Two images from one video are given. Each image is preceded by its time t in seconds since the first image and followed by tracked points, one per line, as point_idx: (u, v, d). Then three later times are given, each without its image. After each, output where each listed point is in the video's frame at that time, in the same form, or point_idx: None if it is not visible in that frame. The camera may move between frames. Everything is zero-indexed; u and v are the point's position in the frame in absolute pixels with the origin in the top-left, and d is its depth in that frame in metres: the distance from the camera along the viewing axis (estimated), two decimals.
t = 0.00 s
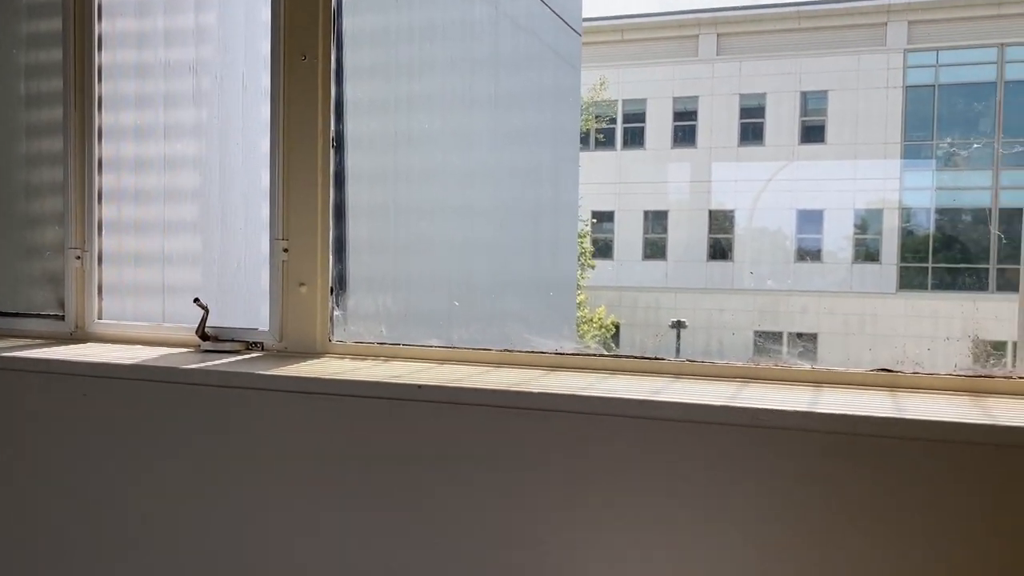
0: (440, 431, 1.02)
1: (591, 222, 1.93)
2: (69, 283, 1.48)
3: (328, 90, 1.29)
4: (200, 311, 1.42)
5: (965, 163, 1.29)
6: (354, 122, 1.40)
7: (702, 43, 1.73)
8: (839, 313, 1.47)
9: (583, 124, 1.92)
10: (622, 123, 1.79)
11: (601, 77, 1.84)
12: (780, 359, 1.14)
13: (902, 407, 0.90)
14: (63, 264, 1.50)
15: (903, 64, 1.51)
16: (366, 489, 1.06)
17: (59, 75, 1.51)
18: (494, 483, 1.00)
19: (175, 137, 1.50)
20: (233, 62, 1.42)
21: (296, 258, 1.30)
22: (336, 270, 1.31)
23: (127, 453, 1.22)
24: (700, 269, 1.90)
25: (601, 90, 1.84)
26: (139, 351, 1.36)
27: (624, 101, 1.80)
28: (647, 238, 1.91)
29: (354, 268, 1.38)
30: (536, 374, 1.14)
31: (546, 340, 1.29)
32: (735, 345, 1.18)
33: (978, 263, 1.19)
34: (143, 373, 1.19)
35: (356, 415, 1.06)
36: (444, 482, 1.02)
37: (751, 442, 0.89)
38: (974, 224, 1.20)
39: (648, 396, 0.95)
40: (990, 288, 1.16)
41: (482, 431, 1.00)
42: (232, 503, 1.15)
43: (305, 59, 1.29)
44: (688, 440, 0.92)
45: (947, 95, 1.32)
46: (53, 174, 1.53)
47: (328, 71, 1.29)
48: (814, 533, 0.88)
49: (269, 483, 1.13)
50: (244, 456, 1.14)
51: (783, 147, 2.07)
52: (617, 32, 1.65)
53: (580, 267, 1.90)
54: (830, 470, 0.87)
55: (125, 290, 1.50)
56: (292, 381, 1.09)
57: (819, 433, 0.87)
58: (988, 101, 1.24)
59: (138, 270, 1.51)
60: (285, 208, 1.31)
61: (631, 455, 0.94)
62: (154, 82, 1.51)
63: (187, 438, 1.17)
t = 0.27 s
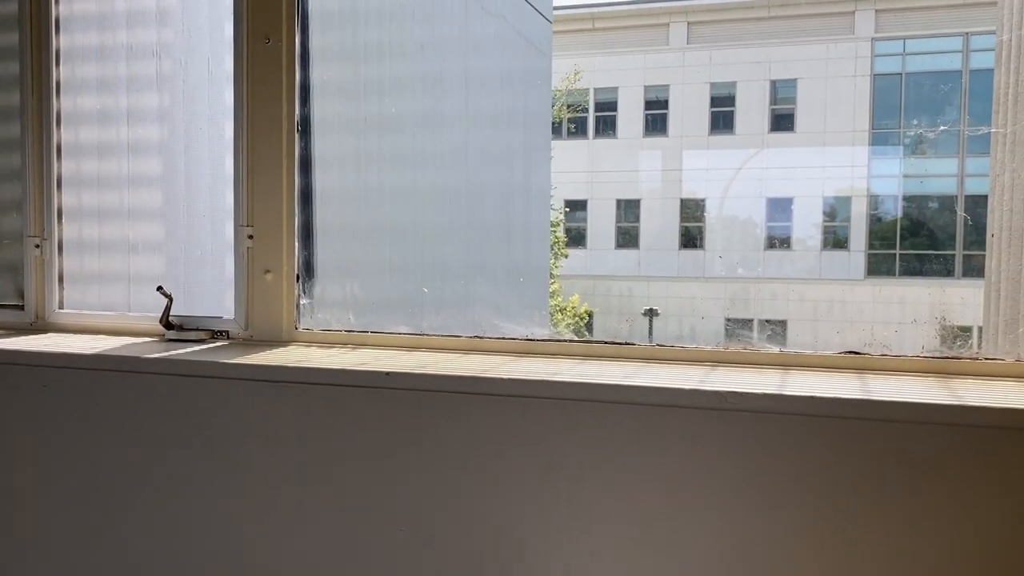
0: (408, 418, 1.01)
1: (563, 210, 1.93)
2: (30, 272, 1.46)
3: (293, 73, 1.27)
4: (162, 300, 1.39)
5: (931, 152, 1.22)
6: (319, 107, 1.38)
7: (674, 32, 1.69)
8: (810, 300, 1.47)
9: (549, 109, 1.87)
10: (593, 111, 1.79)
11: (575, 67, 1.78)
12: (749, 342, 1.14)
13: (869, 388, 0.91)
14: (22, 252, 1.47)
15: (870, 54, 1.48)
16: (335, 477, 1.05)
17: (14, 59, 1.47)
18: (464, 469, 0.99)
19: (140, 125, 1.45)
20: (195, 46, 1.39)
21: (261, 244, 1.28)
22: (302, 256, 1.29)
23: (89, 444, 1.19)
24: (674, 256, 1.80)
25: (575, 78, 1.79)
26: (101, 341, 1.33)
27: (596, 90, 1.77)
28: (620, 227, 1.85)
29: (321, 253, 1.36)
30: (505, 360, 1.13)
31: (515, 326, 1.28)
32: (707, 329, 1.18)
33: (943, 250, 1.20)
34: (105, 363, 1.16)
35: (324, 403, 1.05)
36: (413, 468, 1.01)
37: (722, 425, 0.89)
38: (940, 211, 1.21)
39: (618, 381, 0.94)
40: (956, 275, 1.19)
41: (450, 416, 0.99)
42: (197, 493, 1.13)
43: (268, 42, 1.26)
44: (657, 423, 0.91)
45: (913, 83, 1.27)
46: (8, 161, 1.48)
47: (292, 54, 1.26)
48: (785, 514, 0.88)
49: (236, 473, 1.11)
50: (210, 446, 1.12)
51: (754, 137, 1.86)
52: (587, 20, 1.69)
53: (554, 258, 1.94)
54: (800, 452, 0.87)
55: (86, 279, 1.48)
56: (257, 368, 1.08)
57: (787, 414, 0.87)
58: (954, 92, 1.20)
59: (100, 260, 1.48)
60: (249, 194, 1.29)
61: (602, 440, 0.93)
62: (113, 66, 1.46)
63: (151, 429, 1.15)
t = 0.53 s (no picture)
0: (389, 424, 1.01)
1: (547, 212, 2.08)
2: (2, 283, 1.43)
3: (269, 79, 1.26)
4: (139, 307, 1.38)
5: (906, 151, 1.27)
6: (296, 111, 1.38)
7: (651, 36, 1.71)
8: (789, 299, 1.47)
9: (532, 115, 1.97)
10: (571, 114, 1.91)
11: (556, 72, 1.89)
12: (727, 342, 1.15)
13: (846, 387, 0.92)
14: None
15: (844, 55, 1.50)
16: (318, 483, 1.05)
17: None
18: (445, 474, 0.99)
19: (114, 131, 1.44)
20: (171, 52, 1.38)
21: (239, 251, 1.27)
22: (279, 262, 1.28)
23: (68, 455, 1.18)
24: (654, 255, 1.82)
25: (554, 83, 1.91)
26: (77, 349, 1.31)
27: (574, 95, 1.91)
28: (600, 229, 1.94)
29: (299, 258, 1.35)
30: (486, 363, 1.13)
31: (495, 329, 1.28)
32: (687, 332, 1.19)
33: (920, 247, 1.23)
34: (82, 372, 1.15)
35: (305, 409, 1.04)
36: (394, 474, 1.01)
37: (703, 426, 0.90)
38: (916, 210, 1.24)
39: (599, 383, 0.94)
40: (932, 272, 1.21)
41: (432, 421, 0.99)
42: (177, 502, 1.12)
43: (244, 48, 1.26)
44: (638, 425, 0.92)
45: (888, 85, 1.34)
46: None
47: (268, 59, 1.26)
48: (767, 514, 0.89)
49: (217, 482, 1.10)
50: (191, 455, 1.11)
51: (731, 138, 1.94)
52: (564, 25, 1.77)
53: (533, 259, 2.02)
54: (781, 451, 0.87)
55: (62, 288, 1.46)
56: (236, 375, 1.07)
57: (765, 414, 0.88)
58: (931, 94, 1.23)
59: (76, 268, 1.46)
60: (225, 201, 1.28)
61: (585, 442, 0.94)
62: (88, 72, 1.45)
63: (130, 438, 1.14)
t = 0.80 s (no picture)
0: (375, 440, 1.00)
1: (530, 225, 2.09)
2: None
3: (251, 95, 1.26)
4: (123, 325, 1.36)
5: (887, 161, 1.31)
6: (280, 126, 1.37)
7: (634, 49, 1.73)
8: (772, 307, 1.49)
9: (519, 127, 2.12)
10: (557, 127, 2.00)
11: (539, 86, 2.03)
12: (711, 353, 1.14)
13: (830, 396, 0.92)
14: None
15: (828, 65, 1.53)
16: (303, 500, 1.04)
17: None
18: (433, 489, 0.98)
19: (96, 149, 1.43)
20: (156, 68, 1.38)
21: (222, 268, 1.26)
22: (263, 279, 1.27)
23: (50, 475, 1.16)
24: (639, 267, 1.81)
25: (537, 95, 2.05)
26: (60, 368, 1.30)
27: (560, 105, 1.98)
28: (586, 240, 1.94)
29: (284, 274, 1.35)
30: (472, 377, 1.12)
31: (481, 343, 1.27)
32: (674, 344, 1.20)
33: (902, 257, 1.28)
34: (65, 392, 1.14)
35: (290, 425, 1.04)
36: (380, 489, 1.00)
37: (689, 438, 0.90)
38: (898, 218, 1.30)
39: (584, 396, 0.94)
40: (916, 280, 1.24)
41: (418, 436, 0.99)
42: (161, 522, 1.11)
43: (226, 65, 1.25)
44: (625, 437, 0.92)
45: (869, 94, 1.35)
46: None
47: (249, 75, 1.25)
48: (754, 525, 0.88)
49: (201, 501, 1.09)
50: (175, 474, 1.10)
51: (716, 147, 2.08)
52: (547, 36, 1.82)
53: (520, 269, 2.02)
54: (766, 461, 0.88)
55: (45, 307, 1.44)
56: (221, 393, 1.06)
57: (751, 425, 0.88)
58: (910, 105, 1.24)
59: (59, 287, 1.45)
60: (209, 217, 1.27)
61: (571, 455, 0.93)
62: (69, 90, 1.44)
63: (114, 459, 1.13)
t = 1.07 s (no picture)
0: (364, 465, 0.99)
1: (520, 243, 2.08)
2: None
3: (238, 120, 1.25)
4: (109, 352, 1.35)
5: (874, 176, 1.36)
6: (268, 151, 1.37)
7: (623, 69, 1.76)
8: (765, 323, 1.52)
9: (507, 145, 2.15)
10: (548, 145, 2.00)
11: (528, 104, 2.02)
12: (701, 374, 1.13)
13: (821, 416, 0.92)
14: None
15: (815, 82, 1.54)
16: (292, 528, 1.03)
17: None
18: (422, 515, 0.97)
19: (83, 175, 1.43)
20: (143, 93, 1.37)
21: (209, 294, 1.25)
22: (250, 304, 1.26)
23: (34, 506, 1.15)
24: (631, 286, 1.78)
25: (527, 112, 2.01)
26: (45, 396, 1.29)
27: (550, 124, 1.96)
28: (577, 258, 1.92)
29: (273, 299, 1.35)
30: (461, 401, 1.11)
31: (470, 366, 1.26)
32: (664, 365, 1.19)
33: (891, 272, 1.29)
34: (50, 420, 1.13)
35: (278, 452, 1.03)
36: (370, 515, 0.99)
37: (680, 460, 0.89)
38: (887, 234, 1.30)
39: (574, 419, 0.94)
40: (906, 295, 1.26)
41: (407, 461, 0.98)
42: (148, 551, 1.10)
43: (212, 89, 1.25)
44: (615, 460, 0.91)
45: (855, 111, 1.41)
46: None
47: (235, 101, 1.25)
48: (747, 548, 0.88)
49: (189, 530, 1.08)
50: (162, 503, 1.09)
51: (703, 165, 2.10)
52: (537, 57, 1.89)
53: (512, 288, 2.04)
54: (758, 483, 0.87)
55: (32, 334, 1.43)
56: (209, 419, 1.05)
57: (742, 446, 0.87)
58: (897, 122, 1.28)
59: (46, 314, 1.44)
60: (196, 241, 1.26)
61: (561, 479, 0.93)
62: (55, 115, 1.44)
63: (100, 488, 1.12)
